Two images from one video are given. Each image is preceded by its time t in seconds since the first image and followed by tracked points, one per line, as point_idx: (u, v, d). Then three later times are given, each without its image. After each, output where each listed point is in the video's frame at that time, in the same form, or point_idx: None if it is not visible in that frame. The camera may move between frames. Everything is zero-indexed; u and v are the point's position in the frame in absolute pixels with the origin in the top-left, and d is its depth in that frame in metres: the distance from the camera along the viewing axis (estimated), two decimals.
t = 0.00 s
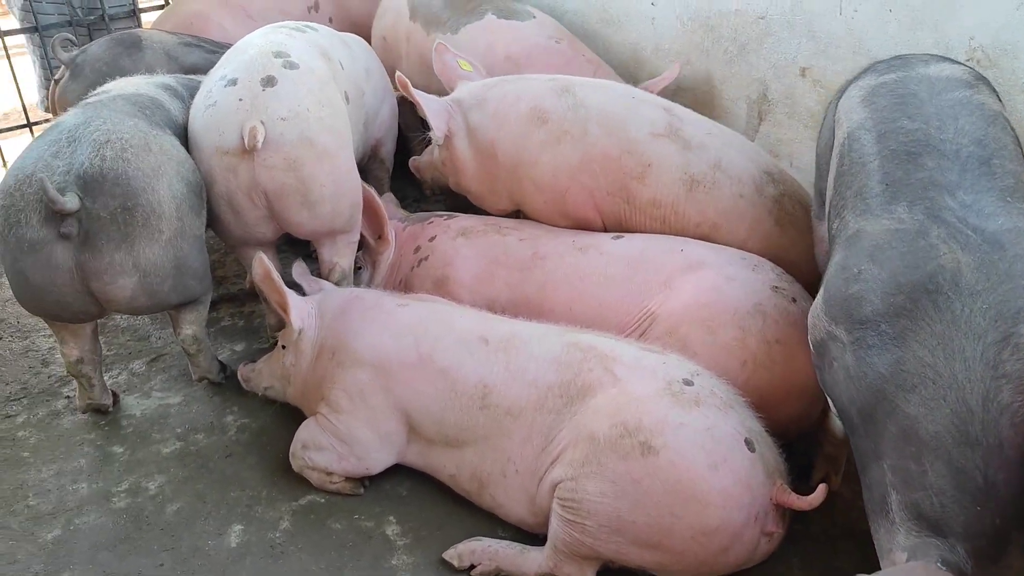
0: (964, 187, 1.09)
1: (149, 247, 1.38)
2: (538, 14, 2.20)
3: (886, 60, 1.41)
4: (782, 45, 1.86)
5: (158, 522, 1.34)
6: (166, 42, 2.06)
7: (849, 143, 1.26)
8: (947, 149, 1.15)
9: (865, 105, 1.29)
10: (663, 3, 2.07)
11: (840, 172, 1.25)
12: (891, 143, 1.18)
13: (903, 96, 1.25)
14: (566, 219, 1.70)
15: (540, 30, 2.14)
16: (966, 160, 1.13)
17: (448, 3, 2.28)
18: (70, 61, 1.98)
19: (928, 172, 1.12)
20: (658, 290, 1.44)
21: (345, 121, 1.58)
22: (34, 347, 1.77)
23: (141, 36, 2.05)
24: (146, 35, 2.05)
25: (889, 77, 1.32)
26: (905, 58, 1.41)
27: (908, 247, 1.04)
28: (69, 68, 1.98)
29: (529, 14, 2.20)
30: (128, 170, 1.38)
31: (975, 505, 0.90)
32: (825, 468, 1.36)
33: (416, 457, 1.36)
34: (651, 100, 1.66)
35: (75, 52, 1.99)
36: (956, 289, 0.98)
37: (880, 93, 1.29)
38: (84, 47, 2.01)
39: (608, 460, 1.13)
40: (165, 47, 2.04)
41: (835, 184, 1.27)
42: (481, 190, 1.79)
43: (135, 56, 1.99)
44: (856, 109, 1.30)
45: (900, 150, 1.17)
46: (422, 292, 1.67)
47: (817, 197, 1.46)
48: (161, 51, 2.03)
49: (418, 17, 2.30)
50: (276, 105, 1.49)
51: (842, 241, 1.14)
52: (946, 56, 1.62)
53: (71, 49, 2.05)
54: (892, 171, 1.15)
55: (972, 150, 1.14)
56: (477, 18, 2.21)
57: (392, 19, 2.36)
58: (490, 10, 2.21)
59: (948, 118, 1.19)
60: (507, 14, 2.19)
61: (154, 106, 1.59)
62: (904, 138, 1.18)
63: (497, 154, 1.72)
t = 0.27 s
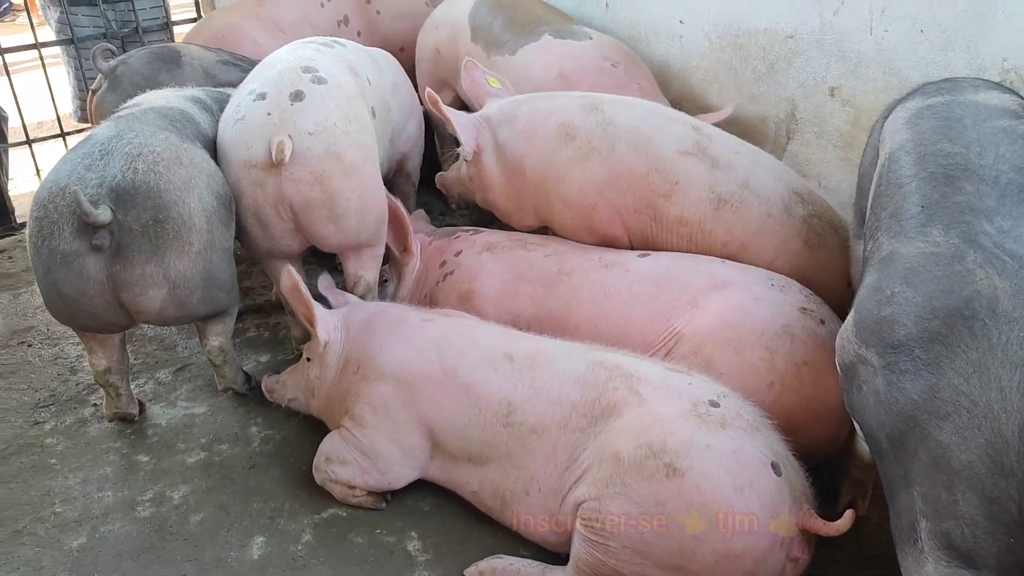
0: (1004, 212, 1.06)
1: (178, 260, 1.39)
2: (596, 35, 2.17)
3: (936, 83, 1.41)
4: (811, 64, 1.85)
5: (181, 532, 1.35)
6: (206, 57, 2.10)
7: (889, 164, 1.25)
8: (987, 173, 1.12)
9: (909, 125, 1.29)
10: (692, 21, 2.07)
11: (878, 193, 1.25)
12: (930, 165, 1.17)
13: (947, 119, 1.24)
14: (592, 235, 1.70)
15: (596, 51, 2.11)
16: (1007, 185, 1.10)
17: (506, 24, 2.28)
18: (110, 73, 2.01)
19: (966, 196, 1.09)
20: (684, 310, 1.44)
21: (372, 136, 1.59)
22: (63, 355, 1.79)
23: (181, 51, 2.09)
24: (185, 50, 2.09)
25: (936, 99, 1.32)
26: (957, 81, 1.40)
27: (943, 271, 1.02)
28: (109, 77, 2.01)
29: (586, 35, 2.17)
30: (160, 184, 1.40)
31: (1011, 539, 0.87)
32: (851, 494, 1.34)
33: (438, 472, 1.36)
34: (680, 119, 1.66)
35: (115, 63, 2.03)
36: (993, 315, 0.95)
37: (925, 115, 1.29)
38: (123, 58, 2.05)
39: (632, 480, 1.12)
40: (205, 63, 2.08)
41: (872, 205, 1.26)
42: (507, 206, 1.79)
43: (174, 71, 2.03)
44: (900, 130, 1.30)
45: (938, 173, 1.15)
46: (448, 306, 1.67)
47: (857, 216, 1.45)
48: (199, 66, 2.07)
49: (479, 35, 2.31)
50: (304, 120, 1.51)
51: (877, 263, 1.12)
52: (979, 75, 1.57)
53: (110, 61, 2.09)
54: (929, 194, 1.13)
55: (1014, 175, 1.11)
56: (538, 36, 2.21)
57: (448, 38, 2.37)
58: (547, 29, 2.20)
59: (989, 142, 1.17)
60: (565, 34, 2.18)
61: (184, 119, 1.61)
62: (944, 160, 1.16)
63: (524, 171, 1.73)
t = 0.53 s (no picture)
0: None
1: (211, 279, 1.40)
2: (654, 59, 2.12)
3: (984, 112, 1.40)
4: (846, 89, 1.84)
5: (210, 548, 1.35)
6: (242, 75, 2.14)
7: (935, 194, 1.24)
8: None
9: (957, 155, 1.28)
10: (726, 43, 2.07)
11: (923, 222, 1.23)
12: (978, 195, 1.15)
13: (995, 150, 1.23)
14: (624, 257, 1.70)
15: (651, 79, 2.07)
16: None
17: (564, 43, 2.24)
18: (150, 91, 2.04)
19: (1014, 228, 1.07)
20: (716, 335, 1.43)
21: (406, 156, 1.60)
22: (96, 367, 1.81)
23: (217, 68, 2.12)
24: (223, 68, 2.13)
25: (985, 129, 1.31)
26: (1007, 111, 1.39)
27: (989, 304, 1.00)
28: (147, 97, 2.04)
29: (643, 60, 2.11)
30: (194, 204, 1.41)
31: None
32: (885, 527, 1.31)
33: (466, 493, 1.36)
34: (715, 143, 1.65)
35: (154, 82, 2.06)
36: None
37: (973, 145, 1.27)
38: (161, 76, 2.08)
39: (663, 509, 1.11)
40: (242, 80, 2.11)
41: (917, 234, 1.24)
42: (539, 226, 1.80)
43: (212, 88, 2.06)
44: (947, 159, 1.29)
45: (986, 204, 1.13)
46: (478, 326, 1.68)
47: (900, 242, 1.44)
48: (236, 83, 2.11)
49: (536, 51, 2.30)
50: (340, 139, 1.52)
51: (920, 293, 1.11)
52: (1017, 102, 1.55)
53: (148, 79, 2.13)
54: (977, 225, 1.11)
55: None
56: (592, 53, 2.15)
57: (506, 58, 2.38)
58: (604, 48, 2.14)
59: None
60: (622, 56, 2.12)
61: (220, 137, 1.63)
62: (992, 191, 1.15)
63: (557, 192, 1.73)
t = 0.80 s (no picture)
0: None
1: (251, 296, 1.42)
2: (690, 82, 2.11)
3: None
4: (880, 113, 1.83)
5: (236, 564, 1.36)
6: (273, 90, 2.17)
7: (976, 229, 1.21)
8: None
9: (998, 189, 1.26)
10: (758, 66, 2.06)
11: (963, 257, 1.21)
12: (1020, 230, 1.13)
13: None
14: (653, 278, 1.69)
15: (689, 102, 2.05)
16: None
17: (595, 69, 2.24)
18: (182, 105, 2.07)
19: None
20: (747, 361, 1.42)
21: (439, 174, 1.61)
22: (126, 378, 1.83)
23: (250, 84, 2.15)
24: (255, 83, 2.15)
25: None
26: None
27: None
28: (180, 109, 2.06)
29: (680, 82, 2.10)
30: (236, 222, 1.43)
31: None
32: (918, 560, 1.29)
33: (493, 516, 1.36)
34: (748, 166, 1.65)
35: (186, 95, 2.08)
36: None
37: (1015, 179, 1.25)
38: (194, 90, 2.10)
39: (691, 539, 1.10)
40: (273, 97, 2.14)
41: (956, 269, 1.22)
42: (569, 247, 1.80)
43: (244, 101, 2.09)
44: (988, 192, 1.27)
45: None
46: (506, 346, 1.68)
47: (938, 271, 1.43)
48: (268, 99, 2.13)
49: (565, 78, 2.31)
50: (374, 157, 1.53)
51: (962, 328, 1.08)
52: None
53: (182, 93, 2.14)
54: (1020, 260, 1.09)
55: None
56: (627, 78, 2.16)
57: (532, 84, 2.39)
58: (639, 73, 2.14)
59: None
60: (658, 81, 2.12)
61: (259, 154, 1.65)
62: None
63: (587, 213, 1.73)
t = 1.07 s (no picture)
0: None
1: (266, 313, 1.42)
2: (713, 106, 2.11)
3: None
4: (906, 137, 1.81)
5: None
6: (298, 105, 2.17)
7: (1008, 261, 1.20)
8: None
9: None
10: (782, 87, 2.05)
11: (993, 287, 1.20)
12: None
13: None
14: (675, 299, 1.68)
15: (718, 129, 2.04)
16: None
17: (612, 96, 2.24)
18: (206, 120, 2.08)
19: None
20: (769, 386, 1.40)
21: (462, 192, 1.62)
22: (146, 390, 1.84)
23: (275, 98, 2.16)
24: (280, 98, 2.16)
25: None
26: None
27: None
28: (204, 121, 2.08)
29: (702, 108, 2.10)
30: (255, 239, 1.43)
31: None
32: None
33: (511, 537, 1.35)
34: (772, 189, 1.64)
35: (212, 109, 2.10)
36: None
37: None
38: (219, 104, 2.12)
39: (711, 566, 1.08)
40: (297, 111, 2.15)
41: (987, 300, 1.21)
42: (590, 266, 1.79)
43: (268, 116, 2.10)
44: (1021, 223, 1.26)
45: None
46: (526, 365, 1.67)
47: (965, 298, 1.41)
48: (292, 114, 2.14)
49: (579, 105, 2.31)
50: (399, 174, 1.54)
51: (995, 362, 1.07)
52: None
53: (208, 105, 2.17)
54: None
55: None
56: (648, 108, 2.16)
57: (541, 106, 2.38)
58: (660, 102, 2.14)
59: None
60: (680, 108, 2.12)
61: (283, 171, 1.66)
62: None
63: (610, 232, 1.73)
